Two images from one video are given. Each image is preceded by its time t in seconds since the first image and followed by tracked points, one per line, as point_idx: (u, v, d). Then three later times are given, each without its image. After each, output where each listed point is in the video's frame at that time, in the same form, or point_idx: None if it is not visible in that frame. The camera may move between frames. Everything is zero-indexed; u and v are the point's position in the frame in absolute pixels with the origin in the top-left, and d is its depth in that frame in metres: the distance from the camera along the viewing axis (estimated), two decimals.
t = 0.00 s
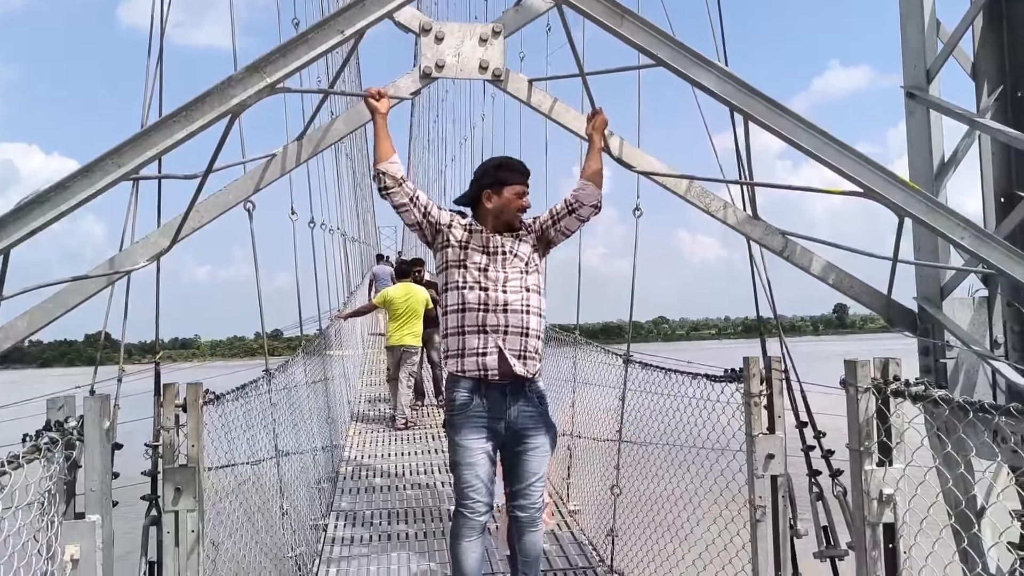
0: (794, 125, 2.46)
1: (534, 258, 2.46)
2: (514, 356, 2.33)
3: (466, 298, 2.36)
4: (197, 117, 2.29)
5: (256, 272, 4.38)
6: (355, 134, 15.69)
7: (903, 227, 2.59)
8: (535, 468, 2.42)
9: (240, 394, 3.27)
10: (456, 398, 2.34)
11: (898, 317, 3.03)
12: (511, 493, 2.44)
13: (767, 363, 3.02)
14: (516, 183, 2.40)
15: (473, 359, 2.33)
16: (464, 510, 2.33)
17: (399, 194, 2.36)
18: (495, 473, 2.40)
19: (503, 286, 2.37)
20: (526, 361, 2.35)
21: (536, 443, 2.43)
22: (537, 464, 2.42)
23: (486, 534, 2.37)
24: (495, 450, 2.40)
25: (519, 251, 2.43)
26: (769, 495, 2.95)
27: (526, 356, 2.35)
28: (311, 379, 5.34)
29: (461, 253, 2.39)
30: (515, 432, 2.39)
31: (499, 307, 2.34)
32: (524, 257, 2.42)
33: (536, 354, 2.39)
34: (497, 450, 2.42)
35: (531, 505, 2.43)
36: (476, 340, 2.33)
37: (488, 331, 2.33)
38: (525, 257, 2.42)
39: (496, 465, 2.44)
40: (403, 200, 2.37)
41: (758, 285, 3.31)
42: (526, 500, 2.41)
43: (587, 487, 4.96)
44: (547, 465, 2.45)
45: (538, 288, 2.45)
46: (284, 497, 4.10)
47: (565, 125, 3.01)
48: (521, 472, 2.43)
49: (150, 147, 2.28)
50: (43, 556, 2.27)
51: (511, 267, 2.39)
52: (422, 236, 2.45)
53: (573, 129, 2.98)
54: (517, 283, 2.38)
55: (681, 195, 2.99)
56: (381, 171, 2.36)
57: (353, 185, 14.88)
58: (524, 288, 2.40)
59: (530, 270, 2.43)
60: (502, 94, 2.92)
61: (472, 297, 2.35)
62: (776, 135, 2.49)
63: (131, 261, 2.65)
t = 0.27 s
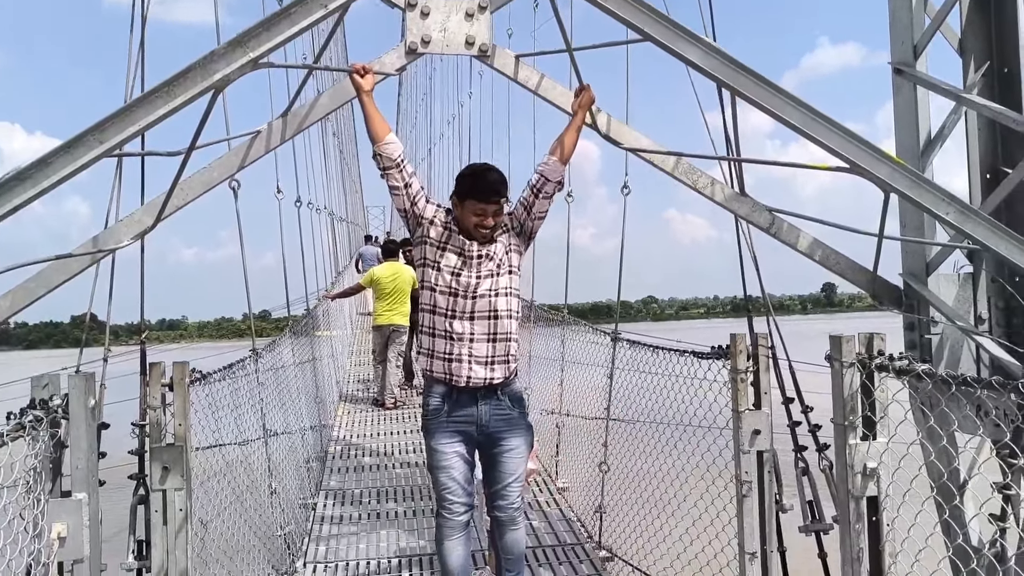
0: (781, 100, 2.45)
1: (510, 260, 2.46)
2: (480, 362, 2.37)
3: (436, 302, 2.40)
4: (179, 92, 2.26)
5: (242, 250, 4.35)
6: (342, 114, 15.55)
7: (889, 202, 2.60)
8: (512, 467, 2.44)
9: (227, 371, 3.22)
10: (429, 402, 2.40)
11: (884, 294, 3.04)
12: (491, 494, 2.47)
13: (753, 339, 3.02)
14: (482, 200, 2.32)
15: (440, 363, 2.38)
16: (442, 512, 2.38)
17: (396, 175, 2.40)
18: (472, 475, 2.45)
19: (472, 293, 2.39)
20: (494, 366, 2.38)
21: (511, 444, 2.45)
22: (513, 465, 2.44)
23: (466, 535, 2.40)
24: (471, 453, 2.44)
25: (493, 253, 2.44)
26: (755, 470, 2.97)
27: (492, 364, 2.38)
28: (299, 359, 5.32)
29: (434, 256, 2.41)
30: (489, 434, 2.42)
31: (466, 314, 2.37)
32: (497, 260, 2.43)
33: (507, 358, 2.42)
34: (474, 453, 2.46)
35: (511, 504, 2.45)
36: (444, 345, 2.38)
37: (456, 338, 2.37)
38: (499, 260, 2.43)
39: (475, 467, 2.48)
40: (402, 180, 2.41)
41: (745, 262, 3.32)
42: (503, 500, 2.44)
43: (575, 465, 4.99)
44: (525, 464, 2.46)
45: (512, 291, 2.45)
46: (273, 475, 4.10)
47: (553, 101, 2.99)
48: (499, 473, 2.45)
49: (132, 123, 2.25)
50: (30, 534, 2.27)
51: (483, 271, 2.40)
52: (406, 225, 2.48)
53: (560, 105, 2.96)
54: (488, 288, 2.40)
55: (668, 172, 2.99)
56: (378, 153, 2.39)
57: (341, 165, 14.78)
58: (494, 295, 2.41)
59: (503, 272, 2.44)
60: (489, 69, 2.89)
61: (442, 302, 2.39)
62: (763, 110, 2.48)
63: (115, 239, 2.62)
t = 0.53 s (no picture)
0: (771, 82, 2.44)
1: (499, 247, 2.46)
2: (467, 348, 2.38)
3: (424, 288, 2.40)
4: (166, 73, 2.24)
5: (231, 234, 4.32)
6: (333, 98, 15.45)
7: (878, 185, 2.60)
8: (496, 446, 2.46)
9: (216, 355, 3.16)
10: (416, 385, 2.41)
11: (872, 277, 3.06)
12: (475, 474, 2.48)
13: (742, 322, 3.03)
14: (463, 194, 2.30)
15: (428, 348, 2.39)
16: (426, 489, 2.38)
17: (386, 159, 2.39)
18: (457, 454, 2.46)
19: (461, 280, 2.39)
20: (482, 351, 2.40)
21: (495, 423, 2.46)
22: (497, 443, 2.46)
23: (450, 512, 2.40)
24: (456, 432, 2.45)
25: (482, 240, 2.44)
26: (744, 452, 2.98)
27: (481, 349, 2.40)
28: (289, 343, 5.31)
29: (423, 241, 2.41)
30: (473, 413, 2.44)
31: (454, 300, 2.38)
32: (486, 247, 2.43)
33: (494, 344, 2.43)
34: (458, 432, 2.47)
35: (495, 484, 2.45)
36: (431, 331, 2.39)
37: (443, 324, 2.38)
38: (487, 246, 2.43)
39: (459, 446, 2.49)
40: (393, 163, 2.40)
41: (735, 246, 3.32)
42: (488, 479, 2.44)
43: (566, 448, 5.01)
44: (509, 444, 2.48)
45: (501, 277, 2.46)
46: (263, 459, 4.10)
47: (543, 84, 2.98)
48: (483, 452, 2.46)
49: (118, 104, 2.23)
50: (19, 517, 2.26)
51: (471, 258, 2.41)
52: (396, 209, 2.47)
53: (550, 87, 2.94)
54: (477, 275, 2.40)
55: (658, 156, 2.98)
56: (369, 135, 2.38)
57: (331, 149, 14.70)
58: (482, 281, 2.42)
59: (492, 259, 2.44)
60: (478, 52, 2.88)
61: (430, 288, 2.39)
62: (753, 93, 2.48)
63: (102, 222, 2.60)
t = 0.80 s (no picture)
0: (765, 72, 2.44)
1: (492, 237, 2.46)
2: (461, 339, 2.37)
3: (417, 280, 2.40)
4: (157, 63, 2.22)
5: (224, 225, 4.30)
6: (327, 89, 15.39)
7: (872, 175, 2.60)
8: (487, 434, 2.47)
9: (209, 347, 3.12)
10: (409, 375, 2.42)
11: (865, 268, 3.05)
12: (466, 461, 2.48)
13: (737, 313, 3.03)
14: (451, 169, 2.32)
15: (421, 339, 2.39)
16: (419, 476, 2.39)
17: (378, 152, 2.38)
18: (448, 442, 2.46)
19: (454, 271, 2.39)
20: (475, 342, 2.39)
21: (486, 412, 2.47)
22: (488, 432, 2.46)
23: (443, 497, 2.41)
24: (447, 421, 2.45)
25: (475, 230, 2.43)
26: (738, 443, 2.98)
27: (474, 340, 2.39)
28: (284, 335, 5.30)
29: (416, 232, 2.40)
30: (465, 402, 2.44)
31: (448, 291, 2.37)
32: (479, 238, 2.42)
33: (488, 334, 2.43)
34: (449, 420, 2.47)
35: (486, 471, 2.46)
36: (425, 322, 2.39)
37: (437, 315, 2.37)
38: (480, 237, 2.42)
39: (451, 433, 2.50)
40: (382, 158, 2.39)
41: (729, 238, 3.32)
42: (478, 465, 2.45)
43: (561, 439, 5.01)
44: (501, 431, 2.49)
45: (494, 268, 2.45)
46: (257, 451, 4.09)
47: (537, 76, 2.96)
48: (474, 441, 2.47)
49: (109, 95, 2.21)
50: (12, 508, 2.25)
51: (465, 249, 2.40)
52: (388, 201, 2.46)
53: (545, 78, 2.93)
54: (470, 266, 2.40)
55: (652, 147, 2.98)
56: (361, 127, 2.37)
57: (325, 141, 14.67)
58: (476, 272, 2.41)
59: (485, 249, 2.43)
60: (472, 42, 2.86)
61: (424, 280, 2.39)
62: (747, 83, 2.47)
63: (94, 213, 2.58)
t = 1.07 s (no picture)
0: (764, 75, 2.44)
1: (493, 235, 2.45)
2: (462, 340, 2.37)
3: (418, 280, 2.40)
4: (156, 66, 2.22)
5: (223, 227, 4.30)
6: (326, 90, 15.40)
7: (871, 177, 2.60)
8: (487, 444, 2.50)
9: (209, 350, 3.10)
10: (410, 378, 2.42)
11: (864, 270, 3.05)
12: (466, 468, 2.53)
13: (736, 315, 3.03)
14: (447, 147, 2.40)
15: (422, 339, 2.39)
16: (420, 486, 2.44)
17: (378, 153, 2.40)
18: (449, 452, 2.50)
19: (455, 270, 2.38)
20: (476, 343, 2.39)
21: (486, 423, 2.49)
22: (488, 441, 2.49)
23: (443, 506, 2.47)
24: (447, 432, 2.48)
25: (477, 228, 2.42)
26: (737, 445, 2.99)
27: (475, 341, 2.39)
28: (283, 337, 5.29)
29: (416, 232, 2.41)
30: (466, 413, 2.47)
31: (449, 291, 2.37)
32: (480, 236, 2.42)
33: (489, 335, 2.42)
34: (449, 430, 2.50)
35: (485, 479, 2.51)
36: (427, 322, 2.39)
37: (438, 315, 2.37)
38: (482, 235, 2.41)
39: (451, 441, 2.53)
40: (381, 159, 2.41)
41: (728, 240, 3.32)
42: (478, 475, 2.49)
43: (560, 441, 5.00)
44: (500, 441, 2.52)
45: (496, 267, 2.45)
46: (257, 454, 4.09)
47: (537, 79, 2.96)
48: (474, 450, 2.50)
49: (108, 98, 2.21)
50: (11, 512, 2.25)
51: (467, 248, 2.40)
52: (388, 202, 2.47)
53: (545, 81, 2.93)
54: (472, 266, 2.39)
55: (652, 149, 2.98)
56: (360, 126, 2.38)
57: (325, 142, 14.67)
58: (478, 271, 2.40)
59: (487, 248, 2.42)
60: (471, 44, 2.87)
61: (425, 279, 2.38)
62: (746, 86, 2.47)
63: (94, 216, 2.58)
